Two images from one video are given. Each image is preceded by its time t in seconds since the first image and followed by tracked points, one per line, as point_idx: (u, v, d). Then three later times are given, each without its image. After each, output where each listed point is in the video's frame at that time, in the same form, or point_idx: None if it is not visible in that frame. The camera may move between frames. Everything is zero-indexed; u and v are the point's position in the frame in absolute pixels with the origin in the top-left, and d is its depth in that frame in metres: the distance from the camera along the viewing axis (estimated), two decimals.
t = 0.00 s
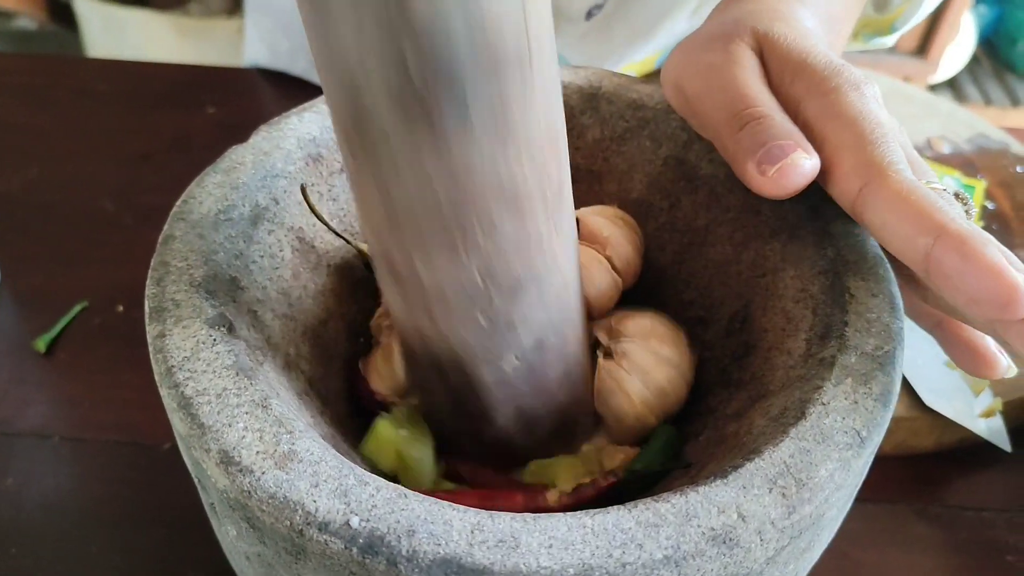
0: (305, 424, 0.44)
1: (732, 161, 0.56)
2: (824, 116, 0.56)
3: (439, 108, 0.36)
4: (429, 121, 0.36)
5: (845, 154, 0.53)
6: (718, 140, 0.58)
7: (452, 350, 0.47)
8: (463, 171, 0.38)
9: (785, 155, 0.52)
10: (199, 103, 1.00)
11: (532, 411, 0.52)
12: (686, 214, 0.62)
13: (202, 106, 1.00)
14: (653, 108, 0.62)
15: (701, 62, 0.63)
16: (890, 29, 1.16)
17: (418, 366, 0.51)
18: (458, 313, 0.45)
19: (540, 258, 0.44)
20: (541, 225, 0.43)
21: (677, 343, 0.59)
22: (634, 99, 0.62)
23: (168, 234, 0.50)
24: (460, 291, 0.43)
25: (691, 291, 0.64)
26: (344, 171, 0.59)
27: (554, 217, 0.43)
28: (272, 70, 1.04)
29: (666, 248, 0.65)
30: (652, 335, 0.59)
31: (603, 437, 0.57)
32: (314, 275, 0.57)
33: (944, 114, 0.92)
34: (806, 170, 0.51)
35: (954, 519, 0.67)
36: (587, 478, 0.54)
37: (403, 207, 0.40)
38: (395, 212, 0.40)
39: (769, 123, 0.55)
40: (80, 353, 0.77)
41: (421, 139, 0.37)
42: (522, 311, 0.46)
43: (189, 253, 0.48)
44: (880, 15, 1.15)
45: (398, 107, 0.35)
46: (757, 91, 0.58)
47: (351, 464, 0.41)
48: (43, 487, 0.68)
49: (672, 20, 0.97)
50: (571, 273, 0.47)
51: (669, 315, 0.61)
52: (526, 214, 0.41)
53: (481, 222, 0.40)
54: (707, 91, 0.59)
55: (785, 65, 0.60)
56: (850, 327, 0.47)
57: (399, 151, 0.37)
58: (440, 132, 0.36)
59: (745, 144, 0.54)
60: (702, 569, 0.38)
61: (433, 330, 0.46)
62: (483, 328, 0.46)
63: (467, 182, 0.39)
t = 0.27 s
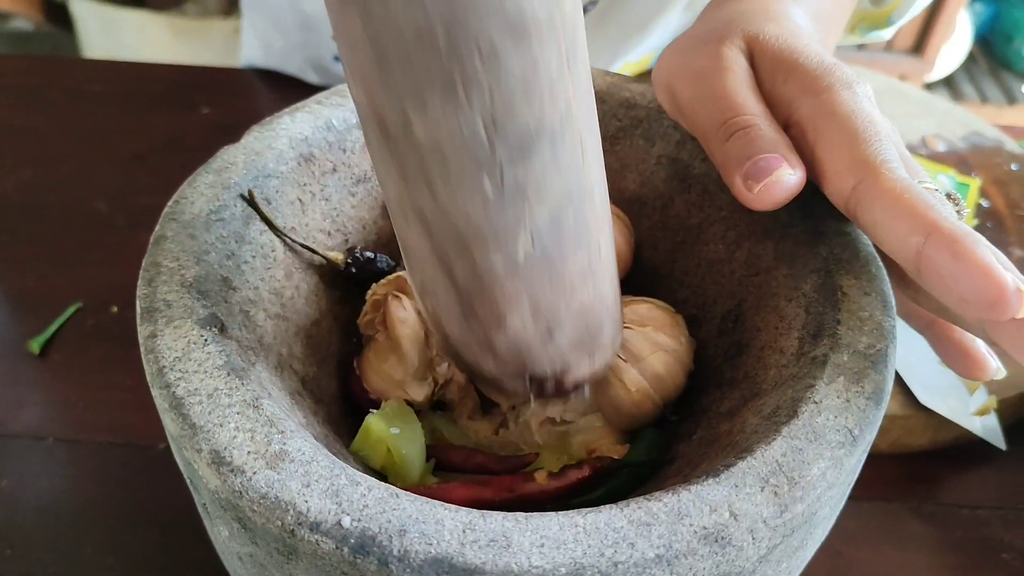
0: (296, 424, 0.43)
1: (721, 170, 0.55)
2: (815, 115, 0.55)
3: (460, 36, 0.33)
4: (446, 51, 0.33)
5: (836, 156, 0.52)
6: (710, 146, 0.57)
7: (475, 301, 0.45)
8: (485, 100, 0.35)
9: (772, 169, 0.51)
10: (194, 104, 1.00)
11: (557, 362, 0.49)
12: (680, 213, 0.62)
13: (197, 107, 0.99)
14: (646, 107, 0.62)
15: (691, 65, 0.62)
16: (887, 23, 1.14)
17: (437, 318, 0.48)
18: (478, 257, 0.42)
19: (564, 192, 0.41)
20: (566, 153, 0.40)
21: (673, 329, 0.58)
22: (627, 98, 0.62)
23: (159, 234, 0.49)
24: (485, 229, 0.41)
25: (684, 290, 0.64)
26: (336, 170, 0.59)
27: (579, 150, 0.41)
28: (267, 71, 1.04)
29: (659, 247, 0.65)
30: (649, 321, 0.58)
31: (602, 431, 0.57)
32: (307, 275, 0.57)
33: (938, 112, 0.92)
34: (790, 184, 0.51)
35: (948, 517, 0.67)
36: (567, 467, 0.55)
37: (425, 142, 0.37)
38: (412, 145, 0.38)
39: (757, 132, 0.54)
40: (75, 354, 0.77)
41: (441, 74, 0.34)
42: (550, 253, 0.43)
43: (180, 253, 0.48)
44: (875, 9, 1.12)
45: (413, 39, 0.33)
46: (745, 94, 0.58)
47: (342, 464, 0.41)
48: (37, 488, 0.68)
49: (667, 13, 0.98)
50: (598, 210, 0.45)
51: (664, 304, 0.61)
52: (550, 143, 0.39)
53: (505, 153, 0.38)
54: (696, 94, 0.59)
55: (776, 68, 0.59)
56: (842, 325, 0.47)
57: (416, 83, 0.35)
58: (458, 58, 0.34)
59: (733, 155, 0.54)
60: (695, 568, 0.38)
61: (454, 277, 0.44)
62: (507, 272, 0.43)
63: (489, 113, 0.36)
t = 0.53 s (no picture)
0: (291, 426, 0.43)
1: (725, 171, 0.55)
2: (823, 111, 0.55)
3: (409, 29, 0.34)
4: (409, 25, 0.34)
5: (854, 146, 0.53)
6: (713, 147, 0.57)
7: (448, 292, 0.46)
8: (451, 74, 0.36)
9: (782, 175, 0.51)
10: (190, 105, 1.00)
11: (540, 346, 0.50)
12: (676, 213, 0.62)
13: (194, 108, 0.99)
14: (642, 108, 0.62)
15: (691, 64, 0.62)
16: (881, 21, 1.13)
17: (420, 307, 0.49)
18: (454, 237, 0.43)
19: (538, 171, 0.41)
20: (540, 132, 0.40)
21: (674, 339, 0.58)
22: (623, 99, 0.62)
23: (153, 236, 0.49)
24: (460, 207, 0.41)
25: (681, 290, 0.64)
26: (331, 171, 0.59)
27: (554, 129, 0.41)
28: (265, 72, 1.04)
29: (656, 247, 0.65)
30: (651, 331, 0.57)
31: (597, 433, 0.57)
32: (303, 276, 0.57)
33: (935, 112, 0.93)
34: (797, 188, 0.51)
35: (946, 517, 0.67)
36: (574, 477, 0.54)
37: (397, 120, 0.38)
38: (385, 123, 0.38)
39: (761, 134, 0.54)
40: (72, 355, 0.76)
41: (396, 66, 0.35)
42: (527, 232, 0.43)
43: (175, 255, 0.48)
44: (868, 8, 1.11)
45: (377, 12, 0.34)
46: (747, 93, 0.58)
47: (337, 465, 0.41)
48: (34, 490, 0.68)
49: (662, 13, 0.98)
50: (575, 193, 0.45)
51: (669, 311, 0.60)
52: (521, 119, 0.39)
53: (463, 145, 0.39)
54: (695, 92, 0.59)
55: (777, 68, 0.59)
56: (837, 325, 0.47)
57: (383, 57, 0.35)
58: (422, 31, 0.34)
59: (736, 158, 0.54)
60: (689, 569, 0.38)
61: (433, 259, 0.44)
62: (485, 253, 0.43)
63: (443, 108, 0.37)
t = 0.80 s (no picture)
0: (288, 427, 0.43)
1: (728, 176, 0.56)
2: (824, 115, 0.55)
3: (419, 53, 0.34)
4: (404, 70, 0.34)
5: (859, 151, 0.52)
6: (715, 152, 0.57)
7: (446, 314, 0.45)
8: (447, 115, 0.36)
9: (786, 185, 0.51)
10: (188, 105, 1.00)
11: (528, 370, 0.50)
12: (673, 213, 0.62)
13: (192, 109, 0.99)
14: (639, 108, 0.62)
15: (694, 65, 0.62)
16: (877, 21, 1.13)
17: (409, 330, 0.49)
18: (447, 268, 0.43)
19: (529, 201, 0.42)
20: (533, 164, 0.40)
21: (673, 344, 0.57)
22: (620, 99, 0.62)
23: (150, 236, 0.49)
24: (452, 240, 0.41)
25: (678, 291, 0.63)
26: (329, 171, 0.59)
27: (541, 158, 0.41)
28: (264, 72, 1.04)
29: (653, 247, 0.65)
30: (650, 334, 0.57)
31: (592, 437, 0.57)
32: (300, 276, 0.57)
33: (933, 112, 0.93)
34: (802, 198, 0.51)
35: (943, 517, 0.67)
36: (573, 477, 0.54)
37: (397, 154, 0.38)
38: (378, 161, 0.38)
39: (764, 141, 0.54)
40: (70, 355, 0.76)
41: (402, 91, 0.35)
42: (517, 261, 0.43)
43: (172, 254, 0.48)
44: (865, 8, 1.11)
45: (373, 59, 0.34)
46: (749, 97, 0.58)
47: (333, 466, 0.41)
48: (31, 490, 0.67)
49: (660, 14, 0.97)
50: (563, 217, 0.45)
51: (670, 313, 0.60)
52: (514, 153, 0.39)
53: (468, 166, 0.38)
54: (696, 96, 0.59)
55: (781, 70, 0.59)
56: (834, 326, 0.47)
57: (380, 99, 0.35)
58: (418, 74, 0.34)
59: (740, 164, 0.54)
60: (687, 569, 0.38)
61: (423, 288, 0.44)
62: (476, 282, 0.43)
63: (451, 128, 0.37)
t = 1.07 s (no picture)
0: (281, 428, 0.43)
1: (722, 180, 0.56)
2: (816, 119, 0.55)
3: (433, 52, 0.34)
4: (416, 65, 0.34)
5: (851, 156, 0.53)
6: (707, 157, 0.57)
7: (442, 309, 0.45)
8: (453, 112, 0.36)
9: (779, 191, 0.51)
10: (182, 105, 0.99)
11: (515, 364, 0.50)
12: (667, 215, 0.62)
13: (186, 109, 0.99)
14: (633, 110, 0.62)
15: (688, 68, 0.62)
16: (872, 22, 1.13)
17: (398, 324, 0.49)
18: (447, 264, 0.43)
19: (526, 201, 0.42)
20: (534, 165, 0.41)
21: (668, 347, 0.57)
22: (614, 100, 0.62)
23: (143, 237, 0.49)
24: (455, 235, 0.41)
25: (673, 292, 0.63)
26: (322, 171, 0.59)
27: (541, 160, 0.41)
28: (259, 72, 1.04)
29: (647, 249, 0.65)
30: (646, 336, 0.57)
31: (586, 437, 0.57)
32: (293, 278, 0.57)
33: (927, 114, 0.93)
34: (794, 204, 0.51)
35: (937, 519, 0.67)
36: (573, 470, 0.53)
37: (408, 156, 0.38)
38: (378, 154, 0.38)
39: (758, 145, 0.54)
40: (63, 356, 0.76)
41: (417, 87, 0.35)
42: (511, 259, 0.44)
43: (165, 256, 0.48)
44: (860, 9, 1.11)
45: (385, 51, 0.33)
46: (743, 100, 0.58)
47: (326, 468, 0.41)
48: (24, 492, 0.67)
49: (655, 15, 0.97)
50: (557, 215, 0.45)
51: (668, 314, 0.59)
52: (515, 154, 0.39)
53: (475, 165, 0.38)
54: (690, 99, 0.59)
55: (776, 74, 0.59)
56: (828, 327, 0.47)
57: (388, 93, 0.35)
58: (429, 70, 0.34)
59: (733, 168, 0.54)
60: (680, 572, 0.38)
61: (414, 280, 0.44)
62: (469, 276, 0.43)
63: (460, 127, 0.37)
